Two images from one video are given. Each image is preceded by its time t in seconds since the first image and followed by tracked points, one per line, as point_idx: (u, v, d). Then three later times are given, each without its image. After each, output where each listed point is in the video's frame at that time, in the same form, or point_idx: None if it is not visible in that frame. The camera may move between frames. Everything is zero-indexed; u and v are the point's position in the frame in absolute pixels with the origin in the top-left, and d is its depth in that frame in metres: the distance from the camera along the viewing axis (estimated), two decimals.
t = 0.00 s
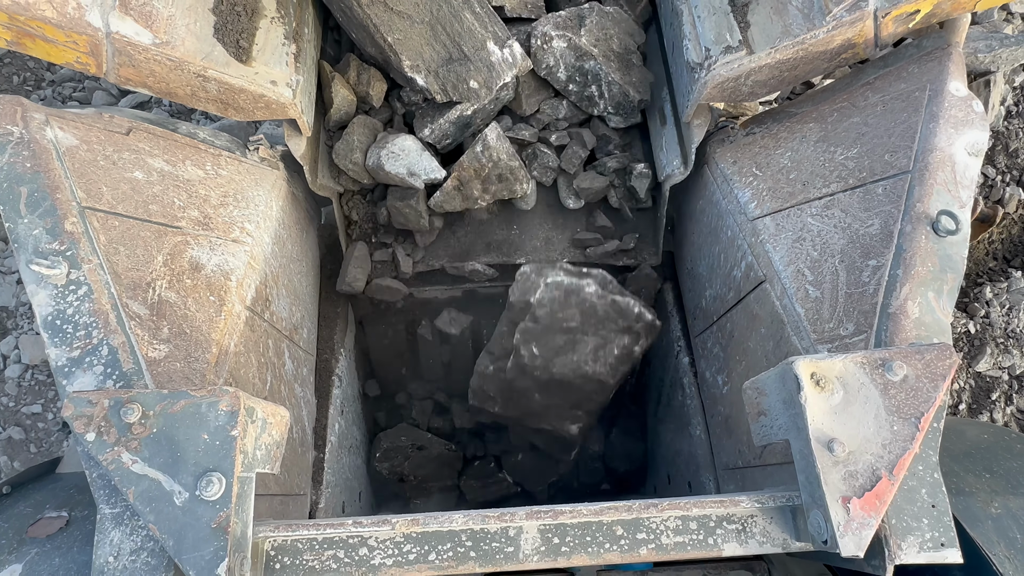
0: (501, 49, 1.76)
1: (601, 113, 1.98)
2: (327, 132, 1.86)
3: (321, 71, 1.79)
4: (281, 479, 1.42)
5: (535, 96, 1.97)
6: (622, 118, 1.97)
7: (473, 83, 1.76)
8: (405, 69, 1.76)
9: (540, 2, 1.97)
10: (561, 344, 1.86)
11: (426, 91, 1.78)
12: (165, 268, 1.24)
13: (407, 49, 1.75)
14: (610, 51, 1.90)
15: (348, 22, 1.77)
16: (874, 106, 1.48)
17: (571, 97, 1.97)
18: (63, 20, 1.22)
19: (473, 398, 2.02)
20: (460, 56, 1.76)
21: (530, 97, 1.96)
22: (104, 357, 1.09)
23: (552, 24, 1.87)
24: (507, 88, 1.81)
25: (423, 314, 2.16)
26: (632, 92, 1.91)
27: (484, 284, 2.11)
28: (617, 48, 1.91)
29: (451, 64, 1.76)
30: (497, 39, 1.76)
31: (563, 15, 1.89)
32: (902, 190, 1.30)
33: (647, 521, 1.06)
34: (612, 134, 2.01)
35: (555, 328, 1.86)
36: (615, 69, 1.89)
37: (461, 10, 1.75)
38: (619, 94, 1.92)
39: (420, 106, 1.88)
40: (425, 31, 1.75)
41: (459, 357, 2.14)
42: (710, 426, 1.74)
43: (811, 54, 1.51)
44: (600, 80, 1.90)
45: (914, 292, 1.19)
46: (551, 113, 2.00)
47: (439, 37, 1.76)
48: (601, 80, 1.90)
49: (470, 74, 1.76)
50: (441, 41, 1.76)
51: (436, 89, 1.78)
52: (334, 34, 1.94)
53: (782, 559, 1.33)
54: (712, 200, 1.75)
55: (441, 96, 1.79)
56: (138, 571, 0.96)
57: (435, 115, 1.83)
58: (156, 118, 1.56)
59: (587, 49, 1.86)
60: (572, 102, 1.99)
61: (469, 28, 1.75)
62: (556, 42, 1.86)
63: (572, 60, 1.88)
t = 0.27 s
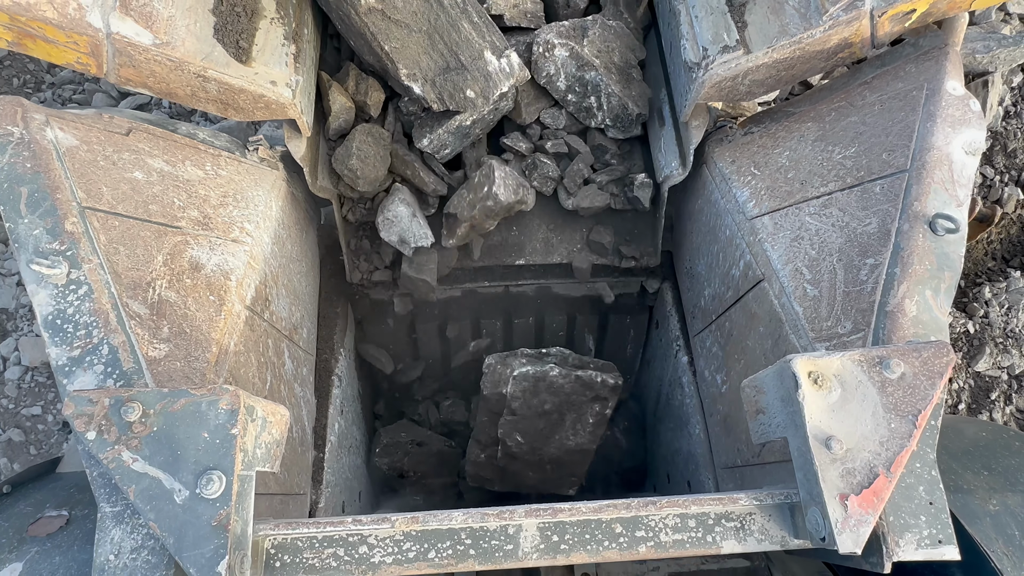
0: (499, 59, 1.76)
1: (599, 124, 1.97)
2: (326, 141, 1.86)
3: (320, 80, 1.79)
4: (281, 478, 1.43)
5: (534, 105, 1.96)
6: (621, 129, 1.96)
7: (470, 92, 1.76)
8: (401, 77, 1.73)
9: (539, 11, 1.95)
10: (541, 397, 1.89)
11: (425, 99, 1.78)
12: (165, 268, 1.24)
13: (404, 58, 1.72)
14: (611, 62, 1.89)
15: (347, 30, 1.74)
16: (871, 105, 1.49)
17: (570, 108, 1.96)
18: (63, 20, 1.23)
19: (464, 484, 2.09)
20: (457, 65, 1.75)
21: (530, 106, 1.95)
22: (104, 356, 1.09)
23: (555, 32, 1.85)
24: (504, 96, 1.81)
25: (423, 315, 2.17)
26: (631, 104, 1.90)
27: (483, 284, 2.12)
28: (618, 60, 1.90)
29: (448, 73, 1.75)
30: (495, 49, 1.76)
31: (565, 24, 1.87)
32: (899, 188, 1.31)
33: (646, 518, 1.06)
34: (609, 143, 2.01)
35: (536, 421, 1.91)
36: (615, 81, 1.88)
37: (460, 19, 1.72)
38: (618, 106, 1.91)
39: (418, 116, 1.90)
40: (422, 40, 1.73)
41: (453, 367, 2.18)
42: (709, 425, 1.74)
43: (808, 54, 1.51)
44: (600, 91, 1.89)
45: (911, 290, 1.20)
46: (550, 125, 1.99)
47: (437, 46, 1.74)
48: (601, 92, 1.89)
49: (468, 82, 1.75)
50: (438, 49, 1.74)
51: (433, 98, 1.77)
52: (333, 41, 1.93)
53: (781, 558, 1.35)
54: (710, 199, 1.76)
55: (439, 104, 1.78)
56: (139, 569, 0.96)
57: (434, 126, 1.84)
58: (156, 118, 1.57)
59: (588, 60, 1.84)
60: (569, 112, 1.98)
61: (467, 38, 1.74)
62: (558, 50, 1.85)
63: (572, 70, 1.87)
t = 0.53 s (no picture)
0: (499, 68, 1.76)
1: (594, 137, 1.97)
2: (327, 152, 1.87)
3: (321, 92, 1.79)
4: (282, 479, 1.43)
5: (532, 116, 1.94)
6: (617, 144, 1.97)
7: (470, 101, 1.76)
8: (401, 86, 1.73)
9: (538, 22, 1.93)
10: (463, 356, 2.01)
11: (423, 108, 1.78)
12: (167, 269, 1.25)
13: (404, 66, 1.72)
14: (610, 78, 1.89)
15: (347, 39, 1.73)
16: (870, 106, 1.50)
17: (565, 121, 1.95)
18: (64, 23, 1.23)
19: (464, 484, 2.09)
20: (457, 74, 1.75)
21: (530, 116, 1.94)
22: (107, 357, 1.10)
23: (558, 42, 1.84)
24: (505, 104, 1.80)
25: (424, 315, 2.19)
26: (627, 121, 1.91)
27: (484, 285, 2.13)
28: (617, 77, 1.91)
29: (448, 83, 1.75)
30: (495, 58, 1.76)
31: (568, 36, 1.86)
32: (898, 188, 1.31)
33: (647, 518, 1.06)
34: (608, 155, 2.01)
35: (471, 385, 2.01)
36: (614, 97, 1.88)
37: (459, 28, 1.73)
38: (614, 122, 1.91)
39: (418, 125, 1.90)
40: (422, 48, 1.73)
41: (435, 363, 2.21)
42: (710, 426, 1.75)
43: (807, 55, 1.52)
44: (598, 106, 1.88)
45: (910, 290, 1.20)
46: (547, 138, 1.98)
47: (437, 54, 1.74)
48: (598, 107, 1.88)
49: (468, 91, 1.75)
50: (438, 57, 1.74)
51: (433, 107, 1.78)
52: (333, 49, 1.93)
53: (781, 556, 1.35)
54: (710, 200, 1.76)
55: (438, 113, 1.79)
56: (141, 570, 0.96)
57: (435, 136, 1.84)
58: (157, 121, 1.57)
59: (588, 73, 1.83)
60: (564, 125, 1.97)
61: (467, 46, 1.74)
62: (559, 61, 1.83)
63: (572, 81, 1.85)
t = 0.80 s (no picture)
0: (501, 79, 1.76)
1: (591, 152, 1.97)
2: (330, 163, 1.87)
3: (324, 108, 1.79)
4: (285, 482, 1.43)
5: (534, 127, 1.95)
6: (614, 160, 1.97)
7: (472, 112, 1.76)
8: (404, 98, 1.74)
9: (541, 32, 1.93)
10: (395, 385, 2.07)
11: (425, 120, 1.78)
12: (170, 272, 1.25)
13: (406, 78, 1.73)
14: (611, 94, 1.89)
15: (349, 50, 1.74)
16: (870, 108, 1.50)
17: (564, 133, 1.95)
18: (68, 27, 1.23)
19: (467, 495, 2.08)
20: (459, 85, 1.75)
21: (533, 127, 1.95)
22: (111, 360, 1.10)
23: (562, 54, 1.86)
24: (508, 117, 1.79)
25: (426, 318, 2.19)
26: (625, 138, 1.91)
27: (485, 288, 2.13)
28: (618, 92, 1.91)
29: (450, 94, 1.76)
30: (498, 69, 1.76)
31: (572, 48, 1.88)
32: (898, 190, 1.32)
33: (650, 519, 1.07)
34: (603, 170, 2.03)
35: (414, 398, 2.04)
36: (613, 114, 1.89)
37: (461, 39, 1.73)
38: (611, 137, 1.91)
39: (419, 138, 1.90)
40: (425, 60, 1.74)
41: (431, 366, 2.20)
42: (711, 427, 1.75)
43: (807, 57, 1.53)
44: (597, 120, 1.89)
45: (912, 291, 1.21)
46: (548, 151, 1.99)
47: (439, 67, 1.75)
48: (598, 121, 1.89)
49: (470, 103, 1.75)
50: (441, 70, 1.75)
51: (436, 118, 1.78)
52: (337, 62, 1.93)
53: (783, 558, 1.35)
54: (711, 202, 1.76)
55: (439, 124, 1.78)
56: (145, 572, 0.97)
57: (435, 148, 1.84)
58: (159, 124, 1.58)
59: (590, 87, 1.85)
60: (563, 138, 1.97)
61: (470, 57, 1.74)
62: (562, 73, 1.85)
63: (573, 94, 1.87)
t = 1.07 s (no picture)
0: (502, 88, 1.76)
1: (594, 162, 1.96)
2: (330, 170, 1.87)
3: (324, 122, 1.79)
4: (286, 483, 1.43)
5: (538, 136, 1.95)
6: (616, 170, 1.96)
7: (473, 121, 1.75)
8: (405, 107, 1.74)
9: (541, 41, 1.93)
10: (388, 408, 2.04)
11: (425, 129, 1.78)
12: (171, 274, 1.25)
13: (407, 87, 1.72)
14: (616, 104, 1.88)
15: (350, 59, 1.74)
16: (871, 110, 1.50)
17: (567, 143, 1.95)
18: (69, 29, 1.23)
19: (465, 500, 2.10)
20: (461, 93, 1.74)
21: (536, 136, 1.95)
22: (112, 361, 1.10)
23: (566, 63, 1.85)
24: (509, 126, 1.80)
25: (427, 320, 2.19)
26: (630, 149, 1.89)
27: (487, 289, 2.14)
28: (622, 102, 1.90)
29: (451, 103, 1.75)
30: (499, 79, 1.76)
31: (576, 58, 1.87)
32: (899, 191, 1.32)
33: (651, 521, 1.07)
34: (605, 182, 2.02)
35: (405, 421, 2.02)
36: (617, 123, 1.87)
37: (462, 48, 1.73)
38: (616, 147, 1.90)
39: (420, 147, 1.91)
40: (426, 69, 1.73)
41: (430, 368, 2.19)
42: (712, 428, 1.75)
43: (808, 59, 1.53)
44: (601, 130, 1.87)
45: (913, 292, 1.21)
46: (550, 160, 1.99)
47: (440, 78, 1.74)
48: (602, 130, 1.87)
49: (471, 112, 1.75)
50: (442, 79, 1.74)
51: (436, 128, 1.77)
52: (337, 71, 1.92)
53: (785, 559, 1.34)
54: (712, 203, 1.76)
55: (440, 134, 1.78)
56: (147, 574, 0.96)
57: (436, 158, 1.86)
58: (160, 125, 1.58)
59: (595, 97, 1.83)
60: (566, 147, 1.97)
61: (472, 66, 1.74)
62: (567, 82, 1.84)
63: (578, 102, 1.86)
